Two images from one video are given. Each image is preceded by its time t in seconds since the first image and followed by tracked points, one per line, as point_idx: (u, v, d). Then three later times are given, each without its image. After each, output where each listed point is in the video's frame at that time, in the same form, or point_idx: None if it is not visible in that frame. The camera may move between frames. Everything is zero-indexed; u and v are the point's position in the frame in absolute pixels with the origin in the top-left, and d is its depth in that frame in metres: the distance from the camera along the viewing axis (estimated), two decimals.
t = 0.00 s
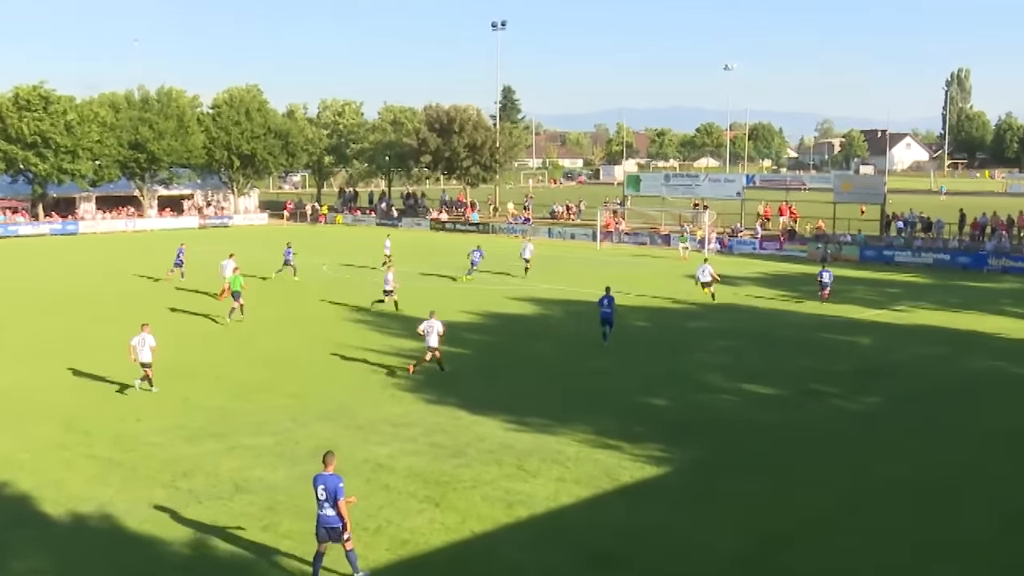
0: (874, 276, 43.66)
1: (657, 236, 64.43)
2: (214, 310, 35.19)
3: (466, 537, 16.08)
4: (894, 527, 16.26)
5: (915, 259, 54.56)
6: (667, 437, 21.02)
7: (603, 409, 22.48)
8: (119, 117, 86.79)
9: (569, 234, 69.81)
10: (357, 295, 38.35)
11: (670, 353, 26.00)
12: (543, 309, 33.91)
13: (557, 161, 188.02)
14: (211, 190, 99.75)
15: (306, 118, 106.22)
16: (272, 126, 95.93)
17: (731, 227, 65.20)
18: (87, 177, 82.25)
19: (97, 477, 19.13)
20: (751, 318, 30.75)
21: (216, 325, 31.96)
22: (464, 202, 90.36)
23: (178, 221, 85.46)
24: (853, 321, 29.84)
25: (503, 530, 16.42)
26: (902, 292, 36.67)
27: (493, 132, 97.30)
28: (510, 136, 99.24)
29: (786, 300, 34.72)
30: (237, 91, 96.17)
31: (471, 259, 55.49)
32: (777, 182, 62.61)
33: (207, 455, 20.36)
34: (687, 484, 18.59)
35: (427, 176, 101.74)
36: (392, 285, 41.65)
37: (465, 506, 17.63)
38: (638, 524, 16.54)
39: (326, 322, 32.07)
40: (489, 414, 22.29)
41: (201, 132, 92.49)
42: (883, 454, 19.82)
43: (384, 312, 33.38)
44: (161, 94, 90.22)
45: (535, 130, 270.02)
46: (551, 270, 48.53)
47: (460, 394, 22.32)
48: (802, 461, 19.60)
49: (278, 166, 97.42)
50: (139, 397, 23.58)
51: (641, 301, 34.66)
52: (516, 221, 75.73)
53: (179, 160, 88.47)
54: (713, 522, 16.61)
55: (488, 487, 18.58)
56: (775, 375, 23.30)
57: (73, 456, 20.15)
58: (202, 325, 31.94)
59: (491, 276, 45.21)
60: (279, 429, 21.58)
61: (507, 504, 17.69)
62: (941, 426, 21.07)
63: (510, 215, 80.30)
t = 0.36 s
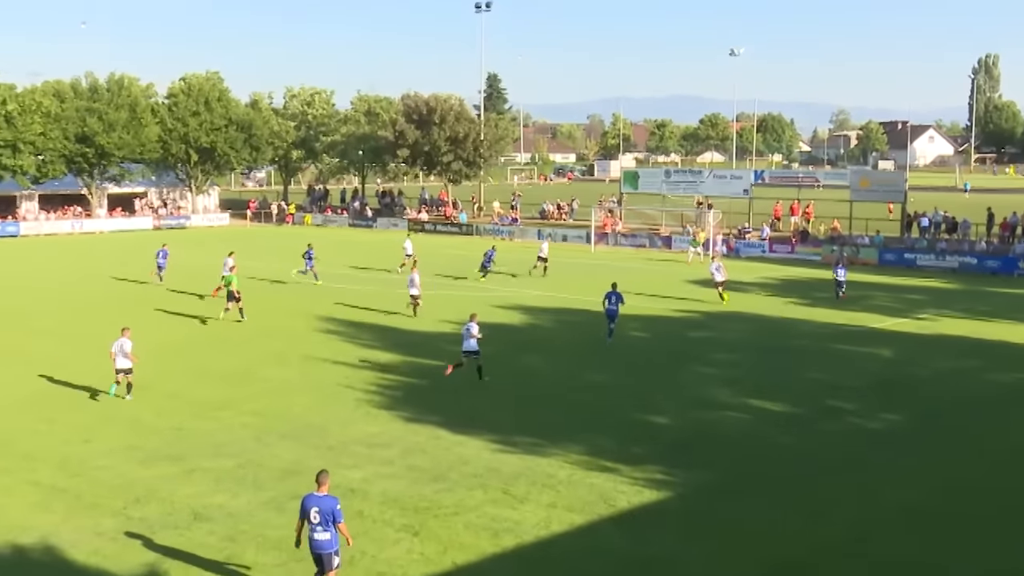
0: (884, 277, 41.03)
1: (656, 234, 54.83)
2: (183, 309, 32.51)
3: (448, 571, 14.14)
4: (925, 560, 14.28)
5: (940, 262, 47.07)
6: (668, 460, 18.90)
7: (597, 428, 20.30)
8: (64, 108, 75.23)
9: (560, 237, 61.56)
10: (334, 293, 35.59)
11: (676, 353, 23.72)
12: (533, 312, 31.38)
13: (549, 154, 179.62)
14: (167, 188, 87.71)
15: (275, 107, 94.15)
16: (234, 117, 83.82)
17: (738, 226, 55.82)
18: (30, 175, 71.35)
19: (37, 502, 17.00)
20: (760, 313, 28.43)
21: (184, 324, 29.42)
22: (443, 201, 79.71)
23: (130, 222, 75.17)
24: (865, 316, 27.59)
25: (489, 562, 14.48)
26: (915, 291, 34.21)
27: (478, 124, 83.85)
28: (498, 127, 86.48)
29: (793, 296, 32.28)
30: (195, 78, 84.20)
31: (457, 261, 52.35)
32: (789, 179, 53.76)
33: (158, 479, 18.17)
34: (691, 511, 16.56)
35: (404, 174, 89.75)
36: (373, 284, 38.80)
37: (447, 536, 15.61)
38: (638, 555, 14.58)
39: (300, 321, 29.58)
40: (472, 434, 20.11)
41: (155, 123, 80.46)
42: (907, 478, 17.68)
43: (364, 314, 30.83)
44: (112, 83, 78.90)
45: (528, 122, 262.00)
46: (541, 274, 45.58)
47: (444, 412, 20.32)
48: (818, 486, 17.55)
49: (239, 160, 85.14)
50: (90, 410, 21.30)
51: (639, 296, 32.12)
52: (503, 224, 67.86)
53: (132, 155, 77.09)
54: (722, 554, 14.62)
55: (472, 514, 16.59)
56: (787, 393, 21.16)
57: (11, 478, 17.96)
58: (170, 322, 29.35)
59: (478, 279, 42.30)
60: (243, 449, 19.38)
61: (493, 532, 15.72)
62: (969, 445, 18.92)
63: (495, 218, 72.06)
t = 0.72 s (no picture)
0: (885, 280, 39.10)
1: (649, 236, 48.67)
2: (147, 312, 30.17)
3: None
4: None
5: (954, 268, 42.55)
6: (659, 481, 16.90)
7: (583, 443, 18.28)
8: None
9: (545, 241, 53.37)
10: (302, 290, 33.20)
11: (674, 367, 21.79)
12: (516, 310, 29.17)
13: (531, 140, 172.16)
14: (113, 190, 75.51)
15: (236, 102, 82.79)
16: (188, 111, 71.36)
17: (735, 230, 50.65)
18: None
19: None
20: (762, 319, 26.55)
21: (145, 327, 27.17)
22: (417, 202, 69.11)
23: (73, 226, 64.84)
24: (872, 324, 25.85)
25: None
26: (916, 292, 32.45)
27: (455, 118, 73.34)
28: (477, 122, 75.26)
29: (790, 298, 30.45)
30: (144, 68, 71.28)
31: (435, 254, 49.57)
32: (790, 179, 49.34)
33: (103, 506, 16.16)
34: (689, 539, 14.68)
35: (372, 172, 78.36)
36: (343, 279, 36.41)
37: (422, 571, 13.81)
38: None
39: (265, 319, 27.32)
40: (446, 454, 18.10)
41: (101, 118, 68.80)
42: (926, 501, 15.79)
43: (333, 310, 28.59)
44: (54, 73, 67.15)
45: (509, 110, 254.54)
46: (520, 268, 43.19)
47: (420, 432, 18.49)
48: (830, 508, 15.65)
49: (194, 159, 72.80)
50: (30, 429, 19.18)
51: (630, 298, 29.99)
52: (482, 225, 58.58)
53: (78, 153, 66.10)
54: None
55: (448, 543, 14.82)
56: (789, 409, 19.27)
57: None
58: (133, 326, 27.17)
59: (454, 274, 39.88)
60: (199, 473, 17.41)
61: (472, 564, 13.98)
62: (990, 462, 17.07)
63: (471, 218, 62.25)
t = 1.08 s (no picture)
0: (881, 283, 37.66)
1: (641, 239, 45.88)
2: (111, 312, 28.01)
3: None
4: None
5: (965, 273, 39.41)
6: (651, 502, 15.44)
7: (567, 461, 16.78)
8: None
9: (526, 242, 46.40)
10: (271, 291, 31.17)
11: (669, 377, 20.28)
12: (500, 312, 27.37)
13: (513, 129, 166.85)
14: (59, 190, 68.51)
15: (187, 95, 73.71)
16: (139, 104, 66.35)
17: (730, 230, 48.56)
18: None
19: None
20: (763, 328, 25.01)
21: (107, 327, 25.06)
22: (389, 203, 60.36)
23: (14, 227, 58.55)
24: (876, 332, 24.51)
25: None
26: (915, 297, 31.15)
27: (429, 110, 65.72)
28: (450, 116, 67.02)
29: (785, 304, 29.01)
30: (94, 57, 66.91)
31: (412, 251, 47.27)
32: (790, 177, 47.46)
33: (46, 531, 14.21)
34: (684, 565, 13.24)
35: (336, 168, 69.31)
36: (314, 277, 34.42)
37: None
38: None
39: (232, 322, 25.40)
40: (420, 471, 16.52)
41: (45, 111, 63.65)
42: (941, 523, 14.40)
43: (304, 313, 26.69)
44: None
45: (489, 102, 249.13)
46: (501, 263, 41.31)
47: (393, 451, 16.98)
48: (837, 530, 14.22)
49: (148, 155, 67.39)
50: None
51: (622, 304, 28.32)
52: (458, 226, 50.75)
53: (20, 148, 61.37)
54: None
55: (423, 569, 13.27)
56: (790, 423, 17.88)
57: None
58: (94, 328, 25.07)
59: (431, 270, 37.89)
60: (153, 494, 15.47)
61: None
62: (1007, 479, 15.76)
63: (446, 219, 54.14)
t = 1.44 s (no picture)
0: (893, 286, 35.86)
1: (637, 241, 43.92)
2: (71, 314, 26.10)
3: None
4: None
5: (992, 276, 35.90)
6: (647, 527, 13.91)
7: (557, 482, 15.28)
8: None
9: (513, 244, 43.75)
10: (246, 293, 29.35)
11: (668, 392, 18.81)
12: (490, 319, 25.62)
13: (498, 120, 161.49)
14: None
15: (142, 83, 64.43)
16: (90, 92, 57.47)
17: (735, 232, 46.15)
18: None
19: None
20: (769, 337, 23.53)
21: (67, 333, 23.24)
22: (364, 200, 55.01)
23: None
24: (892, 343, 23.06)
25: None
26: (925, 302, 29.72)
27: (407, 101, 58.54)
28: (430, 107, 59.96)
29: (789, 311, 27.54)
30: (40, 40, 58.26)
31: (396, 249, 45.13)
32: (800, 173, 44.61)
33: None
34: None
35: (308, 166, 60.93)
36: (292, 279, 32.59)
37: None
38: None
39: (202, 330, 23.59)
40: (396, 494, 14.95)
41: None
42: (969, 551, 12.92)
43: (279, 318, 24.97)
44: None
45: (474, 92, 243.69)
46: (488, 262, 39.49)
47: (365, 471, 15.49)
48: (854, 557, 12.77)
49: (100, 150, 58.45)
50: None
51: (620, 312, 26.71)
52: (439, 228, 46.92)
53: None
54: None
55: None
56: (797, 441, 16.46)
57: None
58: (52, 334, 23.26)
59: (415, 271, 36.04)
60: (104, 521, 13.82)
61: None
62: None
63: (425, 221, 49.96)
